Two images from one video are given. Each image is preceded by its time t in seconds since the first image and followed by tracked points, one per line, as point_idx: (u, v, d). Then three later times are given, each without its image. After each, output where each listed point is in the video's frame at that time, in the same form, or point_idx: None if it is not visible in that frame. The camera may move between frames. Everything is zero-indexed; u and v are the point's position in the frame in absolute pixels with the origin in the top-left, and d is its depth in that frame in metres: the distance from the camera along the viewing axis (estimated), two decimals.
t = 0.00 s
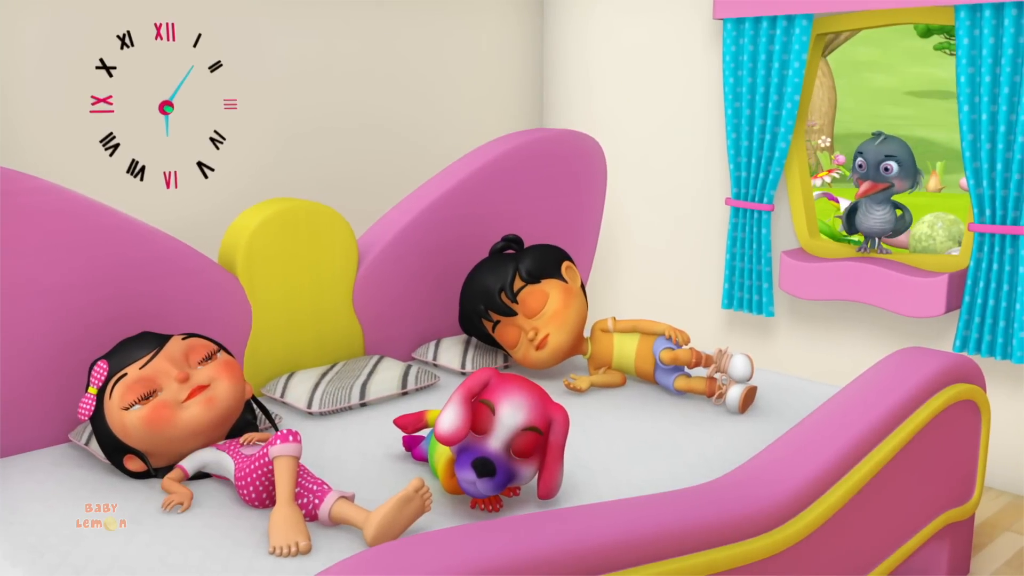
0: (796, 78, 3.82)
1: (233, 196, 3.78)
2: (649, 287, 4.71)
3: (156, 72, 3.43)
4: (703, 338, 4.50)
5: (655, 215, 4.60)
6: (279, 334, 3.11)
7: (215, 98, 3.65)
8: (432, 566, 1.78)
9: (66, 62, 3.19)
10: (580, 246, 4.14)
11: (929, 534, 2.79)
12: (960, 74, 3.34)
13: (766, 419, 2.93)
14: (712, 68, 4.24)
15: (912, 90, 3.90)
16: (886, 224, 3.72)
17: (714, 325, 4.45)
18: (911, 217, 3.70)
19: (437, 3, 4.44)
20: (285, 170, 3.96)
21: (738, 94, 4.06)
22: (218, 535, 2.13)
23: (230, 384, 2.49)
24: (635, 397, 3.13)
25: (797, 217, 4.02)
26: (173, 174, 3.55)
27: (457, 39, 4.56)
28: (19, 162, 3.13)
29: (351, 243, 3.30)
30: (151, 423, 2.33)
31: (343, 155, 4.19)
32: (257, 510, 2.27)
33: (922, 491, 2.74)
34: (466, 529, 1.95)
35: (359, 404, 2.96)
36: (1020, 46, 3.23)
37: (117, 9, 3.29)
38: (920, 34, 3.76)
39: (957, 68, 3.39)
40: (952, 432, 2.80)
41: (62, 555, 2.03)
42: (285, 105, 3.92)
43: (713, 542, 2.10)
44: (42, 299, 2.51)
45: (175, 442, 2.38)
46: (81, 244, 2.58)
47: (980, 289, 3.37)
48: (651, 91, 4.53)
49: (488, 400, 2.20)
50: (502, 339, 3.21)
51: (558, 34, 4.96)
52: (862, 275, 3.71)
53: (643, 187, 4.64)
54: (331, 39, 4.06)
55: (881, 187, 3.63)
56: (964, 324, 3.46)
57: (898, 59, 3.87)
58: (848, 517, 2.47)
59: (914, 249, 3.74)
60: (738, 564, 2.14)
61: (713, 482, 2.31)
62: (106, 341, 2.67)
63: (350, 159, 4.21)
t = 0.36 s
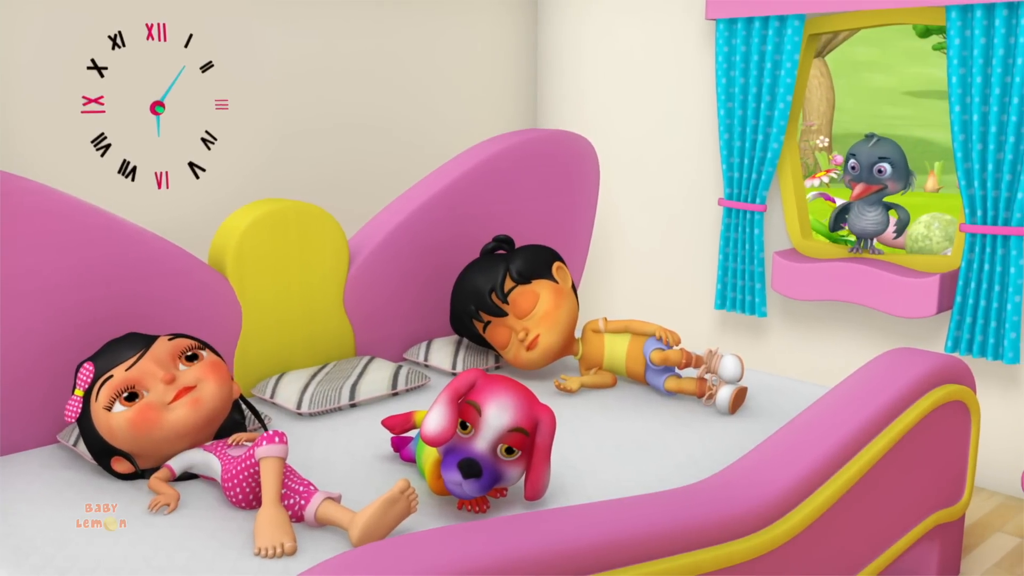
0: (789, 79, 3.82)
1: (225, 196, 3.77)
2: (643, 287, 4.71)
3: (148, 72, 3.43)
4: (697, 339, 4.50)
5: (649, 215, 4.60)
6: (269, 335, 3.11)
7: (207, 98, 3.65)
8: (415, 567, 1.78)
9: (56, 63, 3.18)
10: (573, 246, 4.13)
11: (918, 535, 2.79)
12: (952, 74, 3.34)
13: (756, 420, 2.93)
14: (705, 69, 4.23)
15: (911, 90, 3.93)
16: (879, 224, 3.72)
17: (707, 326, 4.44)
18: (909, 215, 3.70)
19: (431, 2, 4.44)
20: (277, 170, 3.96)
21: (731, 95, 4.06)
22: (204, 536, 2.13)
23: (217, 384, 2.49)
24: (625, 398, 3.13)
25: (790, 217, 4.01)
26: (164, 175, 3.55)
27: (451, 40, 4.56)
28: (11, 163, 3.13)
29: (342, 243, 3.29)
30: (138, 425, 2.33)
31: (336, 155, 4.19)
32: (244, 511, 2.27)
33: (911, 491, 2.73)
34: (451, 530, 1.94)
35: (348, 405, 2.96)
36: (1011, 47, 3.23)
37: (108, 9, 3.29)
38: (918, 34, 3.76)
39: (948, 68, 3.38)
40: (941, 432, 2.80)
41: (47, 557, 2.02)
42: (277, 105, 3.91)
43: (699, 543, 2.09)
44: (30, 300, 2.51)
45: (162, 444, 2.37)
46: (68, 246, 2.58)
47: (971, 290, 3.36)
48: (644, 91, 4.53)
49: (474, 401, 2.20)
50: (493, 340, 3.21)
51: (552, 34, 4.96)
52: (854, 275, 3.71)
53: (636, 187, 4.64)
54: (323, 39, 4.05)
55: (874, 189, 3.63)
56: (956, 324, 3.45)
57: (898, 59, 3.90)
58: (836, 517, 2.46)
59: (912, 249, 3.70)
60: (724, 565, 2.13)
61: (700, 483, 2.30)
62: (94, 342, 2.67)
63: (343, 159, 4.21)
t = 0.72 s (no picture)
0: (780, 79, 3.81)
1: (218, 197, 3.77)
2: (636, 287, 4.71)
3: (139, 73, 3.43)
4: (690, 339, 4.50)
5: (642, 215, 4.60)
6: (259, 336, 3.11)
7: (198, 99, 3.65)
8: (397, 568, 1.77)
9: (47, 63, 3.18)
10: (566, 247, 4.13)
11: (907, 536, 2.79)
12: (943, 74, 3.34)
13: (745, 420, 2.93)
14: (698, 69, 4.23)
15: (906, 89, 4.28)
16: (869, 225, 3.71)
17: (700, 326, 4.44)
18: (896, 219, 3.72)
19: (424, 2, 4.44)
20: (269, 171, 3.95)
21: (723, 95, 4.06)
22: (188, 538, 2.12)
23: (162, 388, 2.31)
24: (615, 398, 3.12)
25: (783, 217, 4.01)
26: (155, 175, 3.54)
27: (444, 40, 4.56)
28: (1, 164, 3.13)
29: (332, 244, 3.30)
30: (107, 463, 2.23)
31: (329, 155, 4.18)
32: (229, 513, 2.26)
33: (900, 491, 2.73)
34: (434, 531, 1.94)
35: (338, 405, 2.96)
36: (1002, 47, 3.22)
37: (99, 10, 3.29)
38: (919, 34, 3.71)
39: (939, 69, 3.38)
40: (930, 433, 2.80)
41: (30, 558, 2.02)
42: (269, 106, 3.91)
43: (684, 545, 2.09)
44: (16, 302, 2.51)
45: (135, 465, 2.30)
46: (55, 247, 2.58)
47: (962, 291, 3.37)
48: (637, 91, 4.53)
49: (459, 402, 2.20)
50: (483, 340, 3.21)
51: (545, 34, 4.96)
52: (847, 276, 3.71)
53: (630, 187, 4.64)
54: (315, 39, 4.05)
55: (869, 189, 3.61)
56: (947, 325, 3.45)
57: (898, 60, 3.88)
58: (825, 518, 2.46)
59: (907, 249, 3.71)
60: (710, 565, 2.13)
61: (687, 484, 2.30)
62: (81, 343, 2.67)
63: (335, 160, 4.21)
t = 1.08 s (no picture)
0: (772, 79, 3.82)
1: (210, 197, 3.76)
2: (629, 288, 4.71)
3: (129, 74, 3.42)
4: (682, 340, 4.50)
5: (635, 216, 4.60)
6: (249, 336, 3.10)
7: (189, 99, 3.64)
8: (379, 569, 1.77)
9: (37, 65, 3.18)
10: (558, 247, 4.13)
11: (896, 537, 2.79)
12: (934, 74, 3.34)
13: (734, 421, 2.93)
14: (690, 69, 4.23)
15: (908, 90, 3.85)
16: (859, 225, 3.71)
17: (693, 327, 4.44)
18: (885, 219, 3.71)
19: (416, 3, 4.43)
20: (261, 172, 3.95)
21: (715, 96, 4.06)
22: (173, 539, 2.13)
23: (200, 380, 2.16)
24: (605, 399, 3.12)
25: (774, 218, 4.01)
26: (146, 176, 3.54)
27: (436, 40, 4.55)
28: None
29: (322, 244, 3.29)
30: (113, 429, 2.09)
31: (322, 156, 4.18)
32: (215, 513, 2.26)
33: (888, 492, 2.73)
34: (417, 532, 1.94)
35: (327, 406, 2.95)
36: (992, 47, 3.22)
37: (89, 10, 3.29)
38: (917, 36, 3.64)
39: (930, 69, 3.38)
40: (918, 434, 2.79)
41: (15, 559, 2.03)
42: (261, 106, 3.91)
43: (669, 546, 2.08)
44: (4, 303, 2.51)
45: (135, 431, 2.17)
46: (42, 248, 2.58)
47: (953, 292, 3.36)
48: (630, 91, 4.53)
49: (445, 403, 2.20)
50: (473, 340, 3.21)
51: (539, 35, 4.96)
52: (838, 276, 3.70)
53: (623, 188, 4.64)
54: (307, 39, 4.04)
55: (861, 188, 3.60)
56: (938, 325, 3.45)
57: (895, 60, 3.86)
58: (813, 519, 2.46)
59: (903, 250, 3.71)
60: (699, 565, 2.13)
61: (673, 485, 2.29)
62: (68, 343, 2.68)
63: (328, 160, 4.20)
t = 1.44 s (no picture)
0: (763, 80, 3.82)
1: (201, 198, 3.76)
2: (622, 288, 4.70)
3: (120, 74, 3.42)
4: (675, 340, 4.50)
5: (628, 216, 4.60)
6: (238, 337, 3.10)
7: (180, 100, 3.64)
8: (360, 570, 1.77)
9: (27, 65, 3.17)
10: (550, 248, 4.13)
11: (884, 538, 2.78)
12: (924, 75, 3.33)
13: (723, 421, 2.93)
14: (682, 69, 4.22)
15: (907, 88, 3.89)
16: (848, 224, 3.71)
17: (686, 328, 4.44)
18: (875, 219, 3.71)
19: (409, 3, 4.43)
20: (253, 172, 3.95)
21: (707, 96, 4.05)
22: (158, 540, 2.13)
23: (261, 394, 2.18)
24: (595, 400, 3.12)
25: (766, 218, 4.01)
26: (136, 177, 3.53)
27: (429, 40, 4.55)
28: None
29: (311, 245, 3.29)
30: (165, 406, 2.05)
31: (314, 156, 4.17)
32: (200, 514, 2.27)
33: (876, 492, 2.73)
34: (401, 533, 1.93)
35: (316, 407, 2.95)
36: (982, 48, 3.22)
37: (79, 11, 3.28)
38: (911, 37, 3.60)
39: (921, 70, 3.38)
40: (906, 435, 2.79)
41: None
42: (253, 107, 3.90)
43: (654, 547, 2.07)
44: None
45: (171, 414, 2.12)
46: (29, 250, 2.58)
47: (944, 292, 3.36)
48: (623, 91, 4.53)
49: (431, 405, 2.20)
50: (463, 341, 3.21)
51: (532, 35, 4.95)
52: (829, 277, 3.70)
53: (616, 188, 4.63)
54: (299, 40, 4.04)
55: (852, 187, 3.60)
56: (928, 326, 3.45)
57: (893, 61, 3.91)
58: (800, 519, 2.46)
59: (901, 250, 3.71)
60: (688, 565, 2.13)
61: (660, 486, 2.29)
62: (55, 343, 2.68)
63: (320, 160, 4.20)
